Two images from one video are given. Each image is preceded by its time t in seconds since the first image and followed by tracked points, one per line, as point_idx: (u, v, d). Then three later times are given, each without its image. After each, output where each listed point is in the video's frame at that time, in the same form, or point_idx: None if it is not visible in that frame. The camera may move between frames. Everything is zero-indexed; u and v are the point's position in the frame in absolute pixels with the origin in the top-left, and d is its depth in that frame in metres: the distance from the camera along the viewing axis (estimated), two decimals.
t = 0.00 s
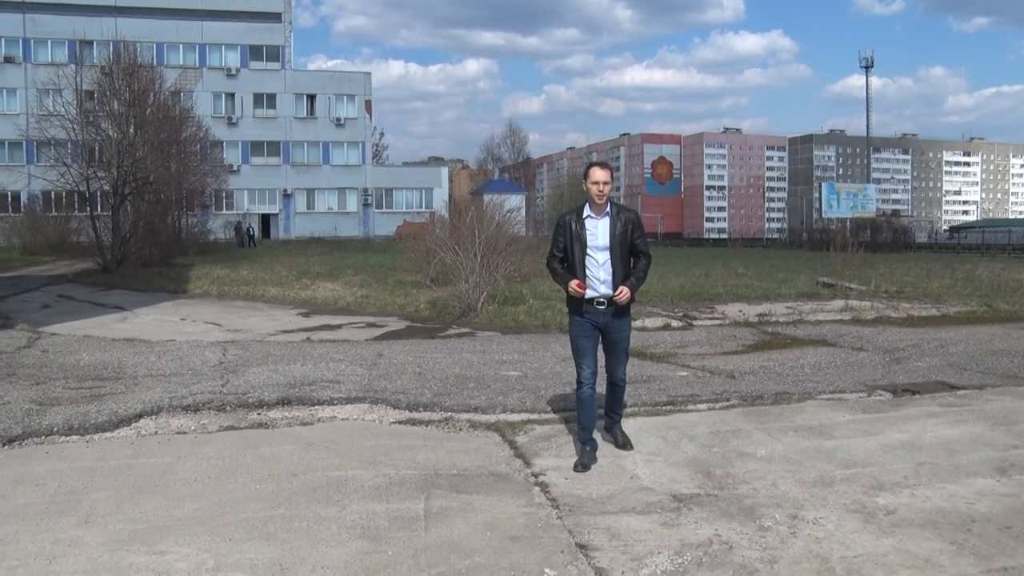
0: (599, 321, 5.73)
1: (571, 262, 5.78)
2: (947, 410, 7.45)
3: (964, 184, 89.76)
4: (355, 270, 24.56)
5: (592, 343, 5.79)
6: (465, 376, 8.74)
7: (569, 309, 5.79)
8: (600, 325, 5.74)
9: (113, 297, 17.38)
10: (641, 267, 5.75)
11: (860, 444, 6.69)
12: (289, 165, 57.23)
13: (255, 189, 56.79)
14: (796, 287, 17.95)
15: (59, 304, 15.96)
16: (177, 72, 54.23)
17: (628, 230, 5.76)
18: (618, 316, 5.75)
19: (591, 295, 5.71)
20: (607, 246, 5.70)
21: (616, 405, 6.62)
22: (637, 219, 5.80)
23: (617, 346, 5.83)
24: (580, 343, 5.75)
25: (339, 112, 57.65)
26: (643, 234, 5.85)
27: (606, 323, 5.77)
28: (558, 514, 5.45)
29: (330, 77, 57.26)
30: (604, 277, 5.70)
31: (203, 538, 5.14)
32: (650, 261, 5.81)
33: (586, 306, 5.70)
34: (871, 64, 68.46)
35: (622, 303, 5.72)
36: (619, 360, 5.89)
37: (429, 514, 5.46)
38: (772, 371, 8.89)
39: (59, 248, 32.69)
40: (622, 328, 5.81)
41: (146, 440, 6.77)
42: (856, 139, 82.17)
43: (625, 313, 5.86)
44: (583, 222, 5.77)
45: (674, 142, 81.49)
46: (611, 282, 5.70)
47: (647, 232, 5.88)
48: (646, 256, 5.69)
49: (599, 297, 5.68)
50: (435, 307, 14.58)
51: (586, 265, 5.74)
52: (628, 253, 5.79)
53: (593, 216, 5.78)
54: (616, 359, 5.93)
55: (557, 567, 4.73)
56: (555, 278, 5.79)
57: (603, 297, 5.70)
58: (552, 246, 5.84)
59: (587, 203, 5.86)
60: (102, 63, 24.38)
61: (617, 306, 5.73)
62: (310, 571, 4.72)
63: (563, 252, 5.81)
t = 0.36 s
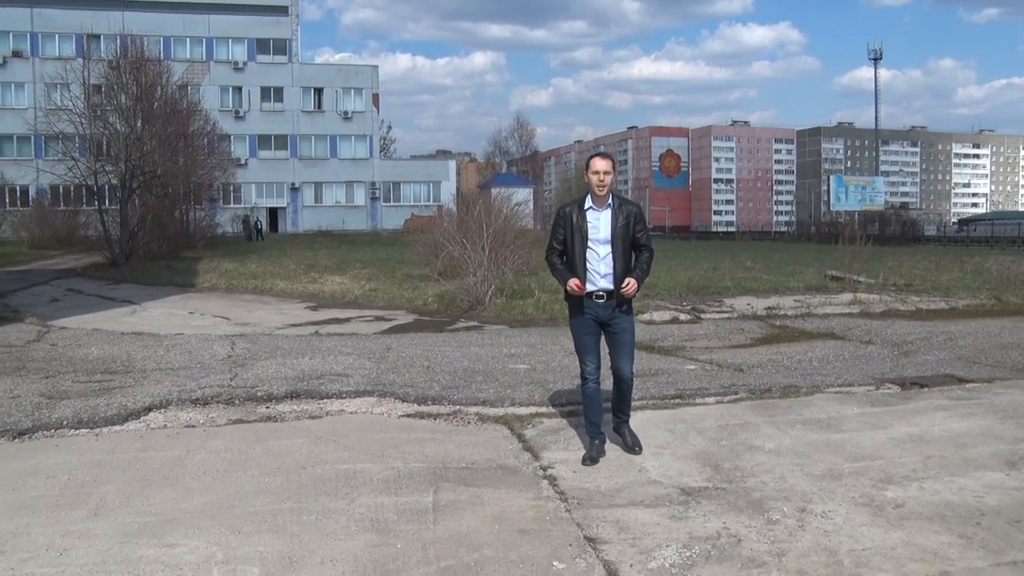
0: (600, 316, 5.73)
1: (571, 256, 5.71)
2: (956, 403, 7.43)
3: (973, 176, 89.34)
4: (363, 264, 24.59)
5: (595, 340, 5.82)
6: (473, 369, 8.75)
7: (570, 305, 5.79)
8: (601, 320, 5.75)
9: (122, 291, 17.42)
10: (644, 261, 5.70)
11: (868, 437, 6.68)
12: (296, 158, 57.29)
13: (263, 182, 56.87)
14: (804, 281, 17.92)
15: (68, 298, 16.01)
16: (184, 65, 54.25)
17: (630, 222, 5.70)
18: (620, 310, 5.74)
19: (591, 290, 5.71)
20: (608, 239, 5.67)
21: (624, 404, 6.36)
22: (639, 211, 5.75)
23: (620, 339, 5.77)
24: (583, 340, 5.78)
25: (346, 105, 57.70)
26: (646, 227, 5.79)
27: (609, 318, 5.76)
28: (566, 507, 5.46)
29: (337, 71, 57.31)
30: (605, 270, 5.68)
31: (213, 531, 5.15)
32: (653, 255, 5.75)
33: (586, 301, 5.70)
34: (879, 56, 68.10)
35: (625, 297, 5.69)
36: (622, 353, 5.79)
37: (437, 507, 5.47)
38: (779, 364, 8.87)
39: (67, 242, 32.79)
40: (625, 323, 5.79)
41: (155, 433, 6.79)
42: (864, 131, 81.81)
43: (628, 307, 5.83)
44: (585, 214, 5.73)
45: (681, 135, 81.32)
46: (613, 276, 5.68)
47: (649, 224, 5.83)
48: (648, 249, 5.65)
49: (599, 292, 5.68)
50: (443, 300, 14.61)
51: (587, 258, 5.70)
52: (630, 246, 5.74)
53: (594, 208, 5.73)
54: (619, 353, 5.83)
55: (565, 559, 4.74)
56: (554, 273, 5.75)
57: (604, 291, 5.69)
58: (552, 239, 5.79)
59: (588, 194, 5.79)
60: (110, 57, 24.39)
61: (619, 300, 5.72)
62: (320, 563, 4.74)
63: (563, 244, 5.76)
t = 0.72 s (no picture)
0: (614, 314, 5.69)
1: (588, 253, 5.69)
2: (976, 399, 7.37)
3: (995, 170, 88.44)
4: (380, 258, 24.64)
5: (612, 337, 5.80)
6: (490, 363, 8.77)
7: (586, 301, 5.77)
8: (615, 317, 5.70)
9: (141, 285, 17.54)
10: (661, 259, 5.71)
11: (887, 432, 6.64)
12: (313, 153, 57.47)
13: (280, 178, 57.10)
14: (822, 275, 17.81)
15: (88, 292, 16.15)
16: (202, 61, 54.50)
17: (649, 219, 5.71)
18: (635, 308, 5.67)
19: (607, 287, 5.66)
20: (627, 236, 5.66)
21: (639, 417, 5.86)
22: (657, 209, 5.75)
23: (632, 337, 5.68)
24: (599, 338, 5.78)
25: (363, 100, 57.83)
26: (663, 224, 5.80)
27: (624, 315, 5.71)
28: (583, 501, 5.45)
29: (354, 66, 57.43)
30: (623, 267, 5.65)
31: (231, 523, 5.18)
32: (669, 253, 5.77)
33: (602, 299, 5.67)
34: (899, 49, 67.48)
35: (642, 296, 5.64)
36: (633, 351, 5.70)
37: (455, 501, 5.48)
38: (798, 359, 8.83)
39: (86, 237, 33.04)
40: (640, 320, 5.71)
41: (174, 426, 6.85)
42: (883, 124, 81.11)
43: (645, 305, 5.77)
44: (603, 210, 5.72)
45: (698, 129, 80.97)
46: (631, 273, 5.65)
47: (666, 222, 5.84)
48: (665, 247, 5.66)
49: (615, 289, 5.65)
50: (460, 294, 14.62)
51: (604, 255, 5.68)
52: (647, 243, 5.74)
53: (612, 204, 5.73)
54: (632, 351, 5.73)
55: (583, 554, 4.74)
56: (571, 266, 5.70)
57: (621, 288, 5.65)
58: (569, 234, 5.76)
59: (606, 191, 5.79)
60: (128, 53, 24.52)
61: (636, 297, 5.66)
62: (337, 557, 4.76)
63: (580, 240, 5.74)
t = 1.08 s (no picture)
0: (630, 312, 5.65)
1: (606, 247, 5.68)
2: (988, 395, 7.33)
3: (1010, 164, 87.76)
4: (392, 252, 24.67)
5: (628, 337, 5.77)
6: (501, 357, 8.77)
7: (604, 298, 5.77)
8: (632, 316, 5.67)
9: (153, 279, 17.62)
10: (685, 255, 5.64)
11: (899, 428, 6.61)
12: (325, 147, 57.58)
13: (292, 171, 57.24)
14: (835, 270, 17.73)
15: (101, 286, 16.24)
16: (214, 55, 54.61)
17: (670, 213, 5.66)
18: (652, 308, 5.62)
19: (625, 284, 5.64)
20: (645, 231, 5.64)
21: (650, 421, 5.76)
22: (679, 203, 5.69)
23: (648, 340, 5.64)
24: (614, 336, 5.76)
25: (375, 94, 57.91)
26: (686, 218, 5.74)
27: (642, 314, 5.67)
28: (594, 495, 5.45)
29: (366, 59, 57.46)
30: (641, 263, 5.63)
31: (242, 516, 5.21)
32: (693, 249, 5.70)
33: (619, 297, 5.65)
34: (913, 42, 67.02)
35: (661, 293, 5.58)
36: (648, 354, 5.64)
37: (465, 494, 5.49)
38: (810, 354, 8.79)
39: (99, 231, 33.21)
40: (659, 321, 5.64)
41: (186, 419, 6.88)
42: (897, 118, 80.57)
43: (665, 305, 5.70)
44: (622, 203, 5.70)
45: (710, 123, 80.67)
46: (649, 270, 5.61)
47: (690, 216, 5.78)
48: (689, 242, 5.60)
49: (633, 287, 5.62)
50: (471, 288, 14.64)
51: (622, 250, 5.67)
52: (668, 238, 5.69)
53: (632, 197, 5.69)
54: (648, 353, 5.67)
55: (593, 548, 4.74)
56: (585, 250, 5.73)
57: (639, 286, 5.61)
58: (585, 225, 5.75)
59: (626, 183, 5.75)
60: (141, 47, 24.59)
61: (654, 295, 5.61)
62: (349, 549, 4.77)
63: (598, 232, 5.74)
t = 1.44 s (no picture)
0: (647, 310, 5.56)
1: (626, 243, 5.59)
2: (999, 390, 7.30)
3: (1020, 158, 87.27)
4: (400, 249, 24.68)
5: (639, 334, 5.67)
6: (510, 353, 8.77)
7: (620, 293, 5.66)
8: (649, 314, 5.57)
9: (162, 275, 17.67)
10: (707, 251, 5.51)
11: (908, 423, 6.59)
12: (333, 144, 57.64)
13: (300, 168, 57.32)
14: (843, 265, 17.68)
15: (110, 283, 16.28)
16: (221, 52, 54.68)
17: (691, 208, 5.55)
18: (672, 306, 5.53)
19: (644, 281, 5.53)
20: (666, 226, 5.51)
21: (661, 419, 5.75)
22: (701, 197, 5.57)
23: (666, 340, 5.56)
24: (624, 334, 5.65)
25: (382, 91, 57.97)
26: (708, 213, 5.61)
27: (659, 312, 5.57)
28: (603, 490, 5.45)
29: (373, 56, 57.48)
30: (661, 260, 5.52)
31: (252, 512, 5.22)
32: (716, 245, 5.55)
33: (638, 293, 5.55)
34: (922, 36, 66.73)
35: (681, 291, 5.49)
36: (664, 354, 5.60)
37: (474, 489, 5.50)
38: (819, 349, 8.77)
39: (108, 228, 33.33)
40: (676, 321, 5.57)
41: (196, 415, 6.90)
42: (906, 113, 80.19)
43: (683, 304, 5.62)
44: (643, 197, 5.60)
45: (718, 118, 80.47)
46: (669, 266, 5.51)
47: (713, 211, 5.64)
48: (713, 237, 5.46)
49: (653, 283, 5.52)
50: (479, 285, 14.64)
51: (642, 245, 5.57)
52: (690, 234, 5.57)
53: (653, 190, 5.58)
54: (664, 353, 5.64)
55: (602, 543, 4.74)
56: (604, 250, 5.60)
57: (659, 282, 5.52)
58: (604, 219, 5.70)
59: (648, 177, 5.63)
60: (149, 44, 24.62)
61: (674, 292, 5.52)
62: (358, 545, 4.78)
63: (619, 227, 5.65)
